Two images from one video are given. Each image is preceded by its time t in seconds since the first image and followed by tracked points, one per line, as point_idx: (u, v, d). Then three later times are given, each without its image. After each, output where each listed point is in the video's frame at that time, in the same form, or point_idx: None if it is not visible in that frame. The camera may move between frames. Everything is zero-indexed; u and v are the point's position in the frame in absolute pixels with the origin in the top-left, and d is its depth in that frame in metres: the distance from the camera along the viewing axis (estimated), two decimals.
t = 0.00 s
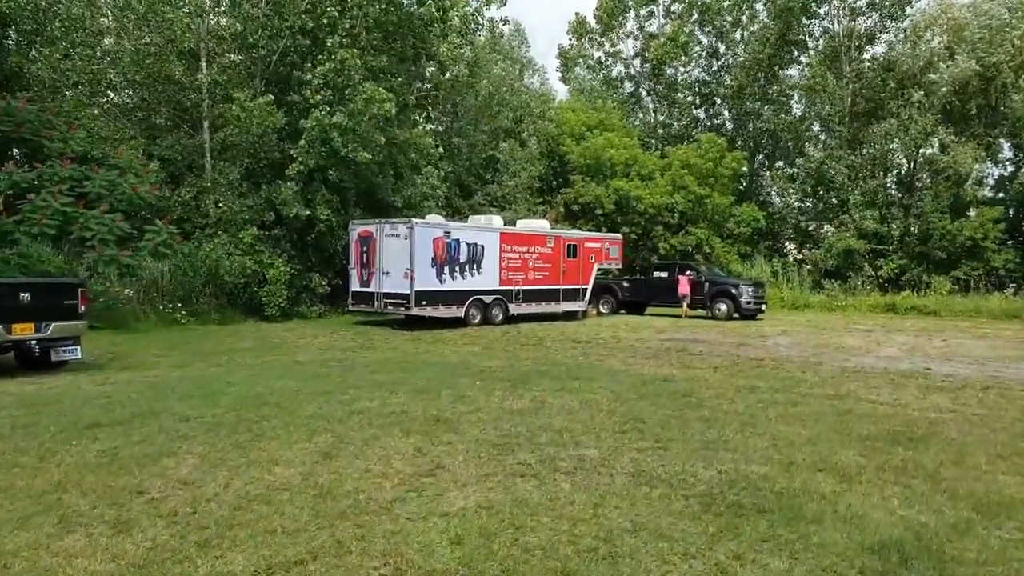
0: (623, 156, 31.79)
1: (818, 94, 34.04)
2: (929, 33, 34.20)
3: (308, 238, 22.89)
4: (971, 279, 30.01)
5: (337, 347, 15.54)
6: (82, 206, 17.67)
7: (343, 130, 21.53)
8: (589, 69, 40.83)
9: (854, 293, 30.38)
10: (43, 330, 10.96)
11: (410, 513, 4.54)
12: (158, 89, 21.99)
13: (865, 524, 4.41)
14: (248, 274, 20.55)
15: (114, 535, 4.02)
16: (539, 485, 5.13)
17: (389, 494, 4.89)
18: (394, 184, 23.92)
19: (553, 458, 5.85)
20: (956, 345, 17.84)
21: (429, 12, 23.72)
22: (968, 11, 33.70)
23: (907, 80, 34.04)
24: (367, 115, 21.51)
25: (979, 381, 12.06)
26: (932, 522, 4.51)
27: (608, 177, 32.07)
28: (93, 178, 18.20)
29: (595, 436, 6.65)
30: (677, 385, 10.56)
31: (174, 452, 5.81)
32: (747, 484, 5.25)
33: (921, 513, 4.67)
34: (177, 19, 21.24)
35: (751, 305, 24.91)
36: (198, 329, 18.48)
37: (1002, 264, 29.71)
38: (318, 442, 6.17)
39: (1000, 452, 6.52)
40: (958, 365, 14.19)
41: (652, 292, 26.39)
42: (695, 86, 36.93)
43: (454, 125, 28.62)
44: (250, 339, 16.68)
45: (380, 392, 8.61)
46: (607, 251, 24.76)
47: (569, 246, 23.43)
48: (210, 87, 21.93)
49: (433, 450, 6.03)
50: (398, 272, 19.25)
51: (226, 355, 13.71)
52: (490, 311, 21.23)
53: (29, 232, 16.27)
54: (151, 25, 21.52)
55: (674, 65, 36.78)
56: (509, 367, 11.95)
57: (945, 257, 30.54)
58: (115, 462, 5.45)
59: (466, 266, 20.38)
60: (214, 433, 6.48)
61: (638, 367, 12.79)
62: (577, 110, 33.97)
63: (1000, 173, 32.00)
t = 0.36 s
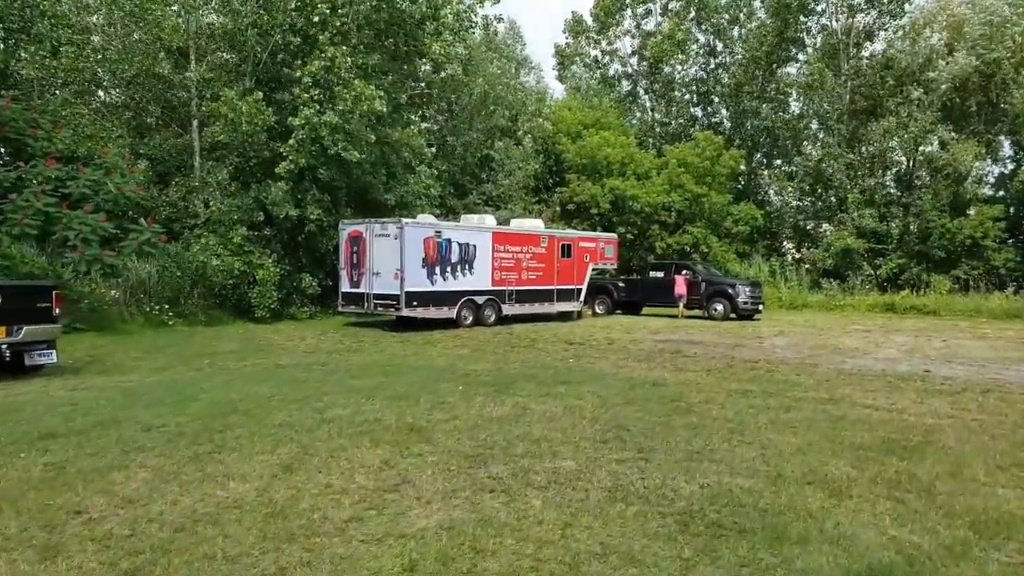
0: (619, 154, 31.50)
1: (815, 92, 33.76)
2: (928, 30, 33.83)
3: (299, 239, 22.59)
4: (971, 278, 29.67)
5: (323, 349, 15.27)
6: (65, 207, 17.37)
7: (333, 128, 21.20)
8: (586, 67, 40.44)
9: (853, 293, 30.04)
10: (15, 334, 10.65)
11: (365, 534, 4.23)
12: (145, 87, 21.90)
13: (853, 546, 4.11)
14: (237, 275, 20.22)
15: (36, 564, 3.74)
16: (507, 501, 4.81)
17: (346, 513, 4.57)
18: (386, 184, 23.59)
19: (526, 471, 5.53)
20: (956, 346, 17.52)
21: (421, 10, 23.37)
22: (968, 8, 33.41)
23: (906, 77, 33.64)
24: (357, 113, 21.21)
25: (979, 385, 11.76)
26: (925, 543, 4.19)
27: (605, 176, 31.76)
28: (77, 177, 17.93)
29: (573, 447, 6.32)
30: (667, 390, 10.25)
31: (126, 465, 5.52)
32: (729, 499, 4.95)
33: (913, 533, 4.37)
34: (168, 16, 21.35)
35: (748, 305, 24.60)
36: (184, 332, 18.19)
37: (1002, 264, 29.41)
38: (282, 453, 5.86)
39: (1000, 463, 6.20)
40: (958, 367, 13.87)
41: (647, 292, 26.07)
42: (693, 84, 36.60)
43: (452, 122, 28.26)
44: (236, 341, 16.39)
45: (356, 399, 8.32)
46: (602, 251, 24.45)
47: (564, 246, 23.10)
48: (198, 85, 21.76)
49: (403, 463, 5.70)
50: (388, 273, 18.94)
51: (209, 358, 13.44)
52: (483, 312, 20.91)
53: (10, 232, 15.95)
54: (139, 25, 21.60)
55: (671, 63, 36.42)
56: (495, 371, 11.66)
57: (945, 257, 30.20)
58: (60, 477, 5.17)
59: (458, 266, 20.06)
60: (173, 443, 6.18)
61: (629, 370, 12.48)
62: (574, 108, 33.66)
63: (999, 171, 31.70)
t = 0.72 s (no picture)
0: (617, 154, 31.23)
1: (815, 91, 33.39)
2: (932, 28, 33.42)
3: (291, 240, 22.33)
4: (975, 279, 29.30)
5: (309, 352, 14.98)
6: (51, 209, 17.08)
7: (325, 128, 20.90)
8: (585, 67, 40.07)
9: (854, 294, 29.70)
10: None
11: (311, 559, 3.94)
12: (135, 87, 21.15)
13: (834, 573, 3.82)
14: (227, 277, 19.94)
15: None
16: (470, 520, 4.51)
17: (296, 534, 4.29)
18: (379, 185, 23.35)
19: (495, 486, 5.22)
20: (958, 349, 17.20)
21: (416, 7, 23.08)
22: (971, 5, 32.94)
23: (909, 75, 33.35)
24: (350, 113, 20.94)
25: (980, 389, 11.45)
26: (912, 569, 3.91)
27: (602, 176, 31.48)
28: (64, 176, 17.65)
29: (550, 459, 6.01)
30: (656, 395, 9.95)
31: (74, 479, 5.25)
32: (707, 517, 4.65)
33: (900, 557, 4.07)
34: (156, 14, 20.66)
35: (747, 306, 24.30)
36: (172, 334, 17.92)
37: (1007, 264, 29.06)
38: (241, 466, 5.56)
39: (999, 477, 5.89)
40: (958, 371, 13.56)
41: (645, 294, 25.76)
42: (691, 83, 36.29)
43: (449, 122, 27.74)
44: (223, 344, 16.12)
45: (330, 407, 8.03)
46: (598, 252, 24.15)
47: (559, 246, 22.81)
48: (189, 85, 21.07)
49: (367, 477, 5.41)
50: (379, 274, 18.67)
51: (191, 361, 13.16)
52: (476, 314, 20.62)
53: None
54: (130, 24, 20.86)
55: (670, 62, 36.14)
56: (481, 375, 11.37)
57: (948, 257, 29.86)
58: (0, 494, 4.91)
59: (451, 268, 19.78)
60: (129, 455, 5.91)
61: (619, 375, 12.15)
62: (571, 108, 33.41)
63: (1004, 170, 31.41)
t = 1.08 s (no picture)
0: (629, 151, 30.85)
1: (833, 86, 32.84)
2: (956, 20, 32.59)
3: (297, 238, 22.13)
4: (999, 279, 28.47)
5: (311, 351, 14.72)
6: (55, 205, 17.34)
7: (331, 125, 20.57)
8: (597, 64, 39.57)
9: (872, 294, 29.00)
10: None
11: None
12: (139, 88, 20.88)
13: None
14: (233, 275, 19.73)
15: None
16: (445, 536, 4.20)
17: (256, 549, 3.98)
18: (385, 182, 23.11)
19: (478, 497, 4.89)
20: (978, 351, 16.69)
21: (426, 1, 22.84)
22: None
23: (931, 68, 32.73)
24: (357, 110, 20.66)
25: (1002, 394, 10.99)
26: None
27: (615, 174, 31.07)
28: (65, 174, 17.95)
29: (540, 467, 5.68)
30: (660, 398, 9.59)
31: (37, 484, 4.99)
32: (702, 534, 4.31)
33: None
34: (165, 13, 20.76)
35: (761, 306, 23.83)
36: (175, 332, 17.72)
37: None
38: (213, 472, 5.26)
39: None
40: (978, 374, 13.08)
41: (656, 293, 25.33)
42: (704, 79, 35.83)
43: (460, 120, 27.28)
44: (225, 342, 15.90)
45: (319, 409, 7.74)
46: (608, 250, 23.76)
47: (568, 245, 22.47)
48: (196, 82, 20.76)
49: (343, 486, 5.10)
50: (384, 272, 18.41)
51: (189, 359, 12.94)
52: (482, 313, 20.33)
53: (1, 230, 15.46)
54: (138, 20, 20.63)
55: (684, 59, 35.76)
56: (481, 376, 11.04)
57: (971, 256, 29.14)
58: None
59: (456, 266, 19.49)
60: (100, 457, 5.64)
61: (624, 377, 11.78)
62: (581, 106, 33.03)
63: None
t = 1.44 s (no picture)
0: (637, 149, 30.44)
1: (844, 83, 32.23)
2: (967, 17, 31.96)
3: (299, 238, 21.91)
4: (1013, 276, 27.66)
5: (308, 353, 14.47)
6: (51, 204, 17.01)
7: (333, 123, 20.26)
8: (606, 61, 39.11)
9: (884, 293, 28.40)
10: None
11: None
12: (141, 86, 20.55)
13: None
14: (233, 276, 19.51)
15: None
16: (411, 560, 3.90)
17: None
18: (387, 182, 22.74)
19: (454, 513, 4.58)
20: (994, 352, 16.22)
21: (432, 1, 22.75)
22: None
23: (942, 66, 32.15)
24: (358, 108, 20.38)
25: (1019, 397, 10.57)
26: None
27: (622, 173, 30.66)
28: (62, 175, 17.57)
29: (524, 480, 5.35)
30: (661, 403, 9.25)
31: None
32: (690, 559, 3.99)
33: None
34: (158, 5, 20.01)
35: (770, 306, 23.41)
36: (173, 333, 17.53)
37: None
38: (175, 487, 4.96)
39: None
40: (994, 377, 12.64)
41: (664, 293, 24.97)
42: (714, 77, 35.34)
43: (466, 117, 27.21)
44: (222, 344, 15.67)
45: (302, 416, 7.45)
46: (614, 249, 23.38)
47: (574, 244, 22.12)
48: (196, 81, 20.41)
49: (311, 502, 4.79)
50: (385, 273, 18.13)
51: (183, 363, 12.71)
52: (486, 313, 20.02)
53: None
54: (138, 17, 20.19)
55: (692, 56, 35.32)
56: (477, 380, 10.73)
57: (983, 255, 28.30)
58: None
59: (459, 266, 19.18)
60: (61, 470, 5.37)
61: (626, 380, 11.44)
62: (590, 103, 32.49)
63: None
